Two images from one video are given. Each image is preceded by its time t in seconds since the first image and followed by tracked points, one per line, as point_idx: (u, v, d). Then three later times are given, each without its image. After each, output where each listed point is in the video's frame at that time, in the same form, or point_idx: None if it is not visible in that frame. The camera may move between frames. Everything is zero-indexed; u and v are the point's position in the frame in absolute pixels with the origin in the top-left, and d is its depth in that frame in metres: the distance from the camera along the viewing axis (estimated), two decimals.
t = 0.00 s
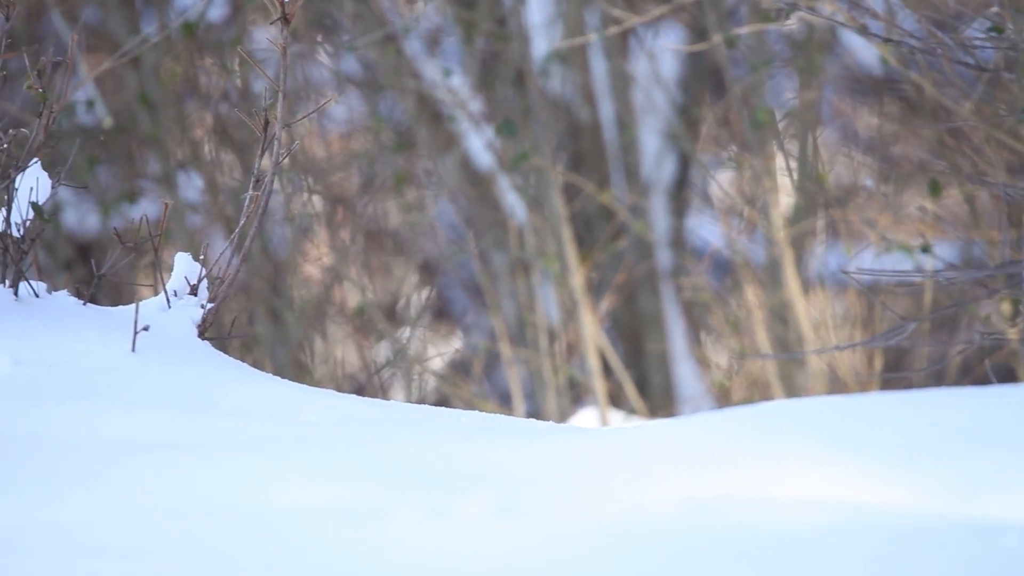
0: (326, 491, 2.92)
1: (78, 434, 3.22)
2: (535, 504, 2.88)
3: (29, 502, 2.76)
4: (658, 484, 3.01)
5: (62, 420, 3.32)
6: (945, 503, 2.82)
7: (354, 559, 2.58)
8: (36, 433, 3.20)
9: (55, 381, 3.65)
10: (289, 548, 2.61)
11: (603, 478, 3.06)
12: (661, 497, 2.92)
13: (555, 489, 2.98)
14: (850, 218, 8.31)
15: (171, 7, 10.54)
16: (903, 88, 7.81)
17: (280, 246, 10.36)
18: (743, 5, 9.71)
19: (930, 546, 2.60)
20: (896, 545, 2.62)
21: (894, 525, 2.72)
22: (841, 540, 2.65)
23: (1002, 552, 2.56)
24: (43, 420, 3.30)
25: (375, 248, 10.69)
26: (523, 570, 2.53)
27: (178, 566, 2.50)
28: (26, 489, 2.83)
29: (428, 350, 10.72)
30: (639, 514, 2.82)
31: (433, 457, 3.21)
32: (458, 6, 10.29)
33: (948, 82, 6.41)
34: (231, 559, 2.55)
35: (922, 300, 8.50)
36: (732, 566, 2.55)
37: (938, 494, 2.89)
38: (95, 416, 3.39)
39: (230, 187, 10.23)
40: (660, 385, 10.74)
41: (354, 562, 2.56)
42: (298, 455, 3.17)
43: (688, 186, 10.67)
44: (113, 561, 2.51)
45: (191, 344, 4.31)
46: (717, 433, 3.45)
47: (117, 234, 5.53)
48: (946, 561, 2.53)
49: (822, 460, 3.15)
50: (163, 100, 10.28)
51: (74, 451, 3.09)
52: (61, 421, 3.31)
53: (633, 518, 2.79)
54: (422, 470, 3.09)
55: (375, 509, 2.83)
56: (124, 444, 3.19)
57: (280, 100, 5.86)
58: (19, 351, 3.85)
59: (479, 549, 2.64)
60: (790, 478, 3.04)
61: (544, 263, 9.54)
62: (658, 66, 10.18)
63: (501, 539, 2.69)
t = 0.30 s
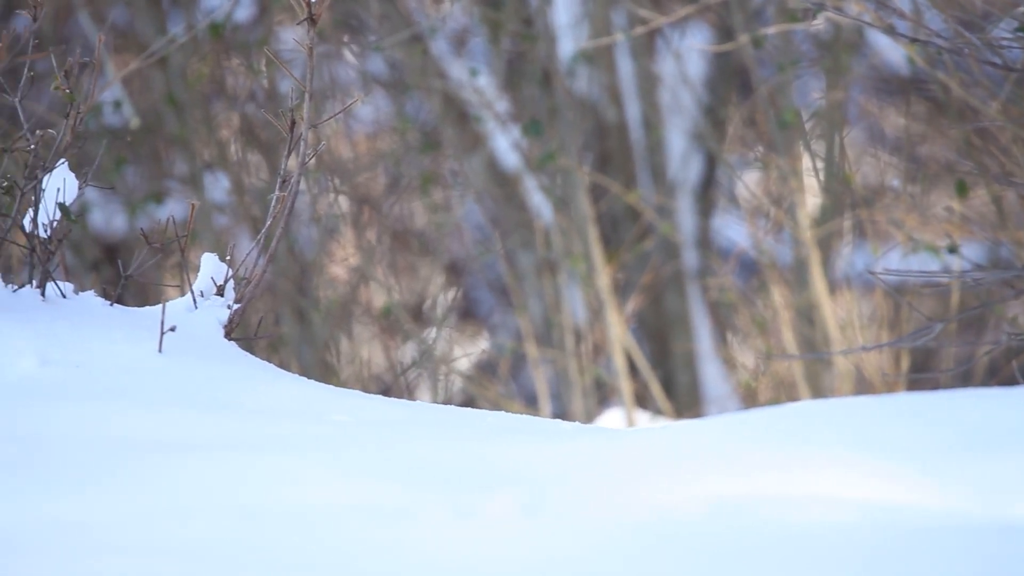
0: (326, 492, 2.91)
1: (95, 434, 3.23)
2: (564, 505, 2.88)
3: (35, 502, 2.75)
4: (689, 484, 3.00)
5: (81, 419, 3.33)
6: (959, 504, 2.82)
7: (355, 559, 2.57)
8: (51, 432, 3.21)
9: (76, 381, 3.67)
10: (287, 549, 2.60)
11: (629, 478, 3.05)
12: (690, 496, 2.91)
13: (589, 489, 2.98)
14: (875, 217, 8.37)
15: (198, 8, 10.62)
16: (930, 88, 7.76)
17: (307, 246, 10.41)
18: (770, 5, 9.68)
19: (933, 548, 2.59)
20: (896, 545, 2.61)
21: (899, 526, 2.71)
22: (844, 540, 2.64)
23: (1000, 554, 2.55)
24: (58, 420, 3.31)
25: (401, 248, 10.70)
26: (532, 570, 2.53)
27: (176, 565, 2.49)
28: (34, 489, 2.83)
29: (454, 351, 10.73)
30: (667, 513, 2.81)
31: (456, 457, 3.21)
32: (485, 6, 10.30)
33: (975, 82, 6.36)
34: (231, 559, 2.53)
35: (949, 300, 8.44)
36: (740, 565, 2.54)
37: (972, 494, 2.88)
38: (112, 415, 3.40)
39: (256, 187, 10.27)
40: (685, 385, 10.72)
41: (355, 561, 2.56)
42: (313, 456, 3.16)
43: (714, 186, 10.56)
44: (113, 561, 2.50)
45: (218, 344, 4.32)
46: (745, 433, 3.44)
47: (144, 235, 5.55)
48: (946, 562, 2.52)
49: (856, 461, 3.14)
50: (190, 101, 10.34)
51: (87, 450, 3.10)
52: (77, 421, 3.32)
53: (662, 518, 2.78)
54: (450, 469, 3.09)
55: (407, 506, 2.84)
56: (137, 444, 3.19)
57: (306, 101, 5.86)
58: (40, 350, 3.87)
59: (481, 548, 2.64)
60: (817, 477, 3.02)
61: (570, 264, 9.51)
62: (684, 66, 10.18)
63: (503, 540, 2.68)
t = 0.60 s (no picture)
0: (324, 492, 2.90)
1: (100, 433, 3.23)
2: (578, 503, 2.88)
3: (36, 501, 2.75)
4: (700, 482, 3.01)
5: (88, 419, 3.33)
6: (962, 505, 2.84)
7: (359, 560, 2.56)
8: (56, 432, 3.21)
9: (83, 380, 3.67)
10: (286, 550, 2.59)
11: (639, 477, 3.05)
12: (704, 496, 2.91)
13: (606, 489, 2.97)
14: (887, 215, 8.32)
15: (210, 6, 10.63)
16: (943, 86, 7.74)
17: (318, 244, 10.43)
18: (782, 3, 9.65)
19: (934, 549, 2.61)
20: (896, 546, 2.63)
21: (897, 525, 2.73)
22: (842, 540, 2.66)
23: (997, 555, 2.59)
24: (63, 419, 3.31)
25: (411, 246, 10.61)
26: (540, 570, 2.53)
27: (173, 565, 2.48)
28: (35, 488, 2.82)
29: (465, 349, 10.72)
30: (680, 513, 2.81)
31: (469, 456, 3.20)
32: (497, 5, 10.31)
33: (988, 81, 6.34)
34: (233, 559, 2.53)
35: (960, 299, 8.42)
36: (748, 565, 2.55)
37: (981, 496, 2.90)
38: (118, 414, 3.40)
39: (268, 185, 10.29)
40: (696, 383, 10.69)
41: (356, 562, 2.55)
42: (318, 455, 3.15)
43: (726, 184, 10.54)
44: (112, 561, 2.49)
45: (230, 342, 4.32)
46: (756, 431, 3.43)
47: (155, 233, 5.55)
48: (948, 563, 2.54)
49: (868, 462, 3.14)
50: (202, 99, 10.40)
51: (94, 449, 3.10)
52: (87, 420, 3.32)
53: (675, 517, 2.78)
54: (464, 468, 3.09)
55: (418, 506, 2.84)
56: (141, 442, 3.18)
57: (318, 99, 5.86)
58: (48, 347, 3.87)
59: (480, 546, 2.64)
60: (829, 477, 3.03)
61: (582, 262, 9.49)
62: (696, 65, 10.19)
63: (500, 539, 2.67)
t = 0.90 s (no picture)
0: (326, 492, 2.90)
1: (104, 433, 3.24)
2: (591, 504, 2.88)
3: (38, 501, 2.76)
4: (710, 483, 3.01)
5: (95, 419, 3.34)
6: (970, 506, 2.83)
7: (363, 559, 2.57)
8: (62, 432, 3.22)
9: (90, 380, 3.68)
10: (287, 549, 2.60)
11: (651, 478, 3.05)
12: (715, 496, 2.91)
13: (615, 489, 2.97)
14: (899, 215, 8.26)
15: (223, 7, 10.66)
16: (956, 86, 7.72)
17: (330, 244, 10.44)
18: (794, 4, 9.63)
19: (934, 549, 2.60)
20: (895, 546, 2.63)
21: (899, 526, 2.73)
22: (842, 540, 2.65)
23: (996, 554, 2.58)
24: (59, 419, 3.31)
25: (424, 246, 10.67)
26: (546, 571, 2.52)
27: (173, 565, 2.49)
28: (37, 488, 2.83)
29: (478, 350, 10.73)
30: (686, 513, 2.81)
31: (481, 456, 3.20)
32: (509, 5, 10.31)
33: (1001, 82, 6.31)
34: (236, 558, 2.53)
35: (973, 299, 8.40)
36: (752, 565, 2.55)
37: (992, 498, 2.89)
38: (115, 414, 3.40)
39: (280, 186, 10.32)
40: (709, 383, 10.69)
41: (359, 561, 2.56)
42: (325, 456, 3.15)
43: (739, 185, 10.53)
44: (112, 561, 2.50)
45: (242, 343, 4.33)
46: (769, 432, 3.43)
47: (168, 233, 5.56)
48: (947, 563, 2.54)
49: (877, 463, 3.13)
50: (215, 99, 10.41)
51: (88, 450, 3.10)
52: (81, 421, 3.32)
53: (682, 518, 2.78)
54: (476, 469, 3.09)
55: (427, 506, 2.84)
56: (146, 442, 3.19)
57: (330, 100, 5.86)
58: (57, 347, 3.88)
59: (481, 545, 2.65)
60: (839, 478, 3.02)
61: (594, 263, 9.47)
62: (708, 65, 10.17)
63: (500, 539, 2.67)
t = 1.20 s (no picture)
0: (325, 492, 2.90)
1: (109, 433, 3.24)
2: (608, 503, 2.87)
3: (41, 501, 2.76)
4: (722, 482, 3.00)
5: (102, 418, 3.35)
6: (980, 507, 2.81)
7: (362, 557, 2.57)
8: (68, 432, 3.22)
9: (100, 380, 3.69)
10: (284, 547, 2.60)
11: (672, 477, 3.05)
12: (729, 495, 2.91)
13: (635, 488, 2.96)
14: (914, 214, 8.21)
15: (237, 6, 10.70)
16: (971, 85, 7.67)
17: (345, 243, 10.46)
18: (809, 2, 9.60)
19: (934, 550, 2.59)
20: (895, 546, 2.62)
21: (900, 525, 2.72)
22: (843, 541, 2.65)
23: (994, 557, 2.57)
24: (60, 419, 3.32)
25: (439, 246, 10.76)
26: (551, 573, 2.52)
27: (170, 565, 2.49)
28: (38, 488, 2.84)
29: (493, 348, 10.73)
30: (702, 511, 2.81)
31: (498, 456, 3.20)
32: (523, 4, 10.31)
33: (1017, 81, 6.27)
34: (236, 559, 2.53)
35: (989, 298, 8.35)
36: (753, 566, 2.54)
37: (1006, 499, 2.87)
38: (118, 413, 3.40)
39: (295, 184, 10.34)
40: (724, 382, 10.67)
41: (358, 560, 2.55)
42: (331, 454, 3.15)
43: (753, 183, 10.50)
44: (110, 560, 2.50)
45: (255, 341, 4.34)
46: (784, 432, 3.42)
47: (182, 232, 5.56)
48: (947, 563, 2.53)
49: (883, 462, 3.12)
50: (229, 99, 10.40)
51: (88, 449, 3.11)
52: (83, 420, 3.32)
53: (699, 517, 2.77)
54: (493, 468, 3.08)
55: (444, 504, 2.84)
56: (151, 441, 3.19)
57: (345, 98, 5.85)
58: (66, 345, 3.89)
59: (479, 544, 2.64)
60: (852, 478, 3.01)
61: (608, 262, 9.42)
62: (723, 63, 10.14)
63: (500, 539, 2.67)
